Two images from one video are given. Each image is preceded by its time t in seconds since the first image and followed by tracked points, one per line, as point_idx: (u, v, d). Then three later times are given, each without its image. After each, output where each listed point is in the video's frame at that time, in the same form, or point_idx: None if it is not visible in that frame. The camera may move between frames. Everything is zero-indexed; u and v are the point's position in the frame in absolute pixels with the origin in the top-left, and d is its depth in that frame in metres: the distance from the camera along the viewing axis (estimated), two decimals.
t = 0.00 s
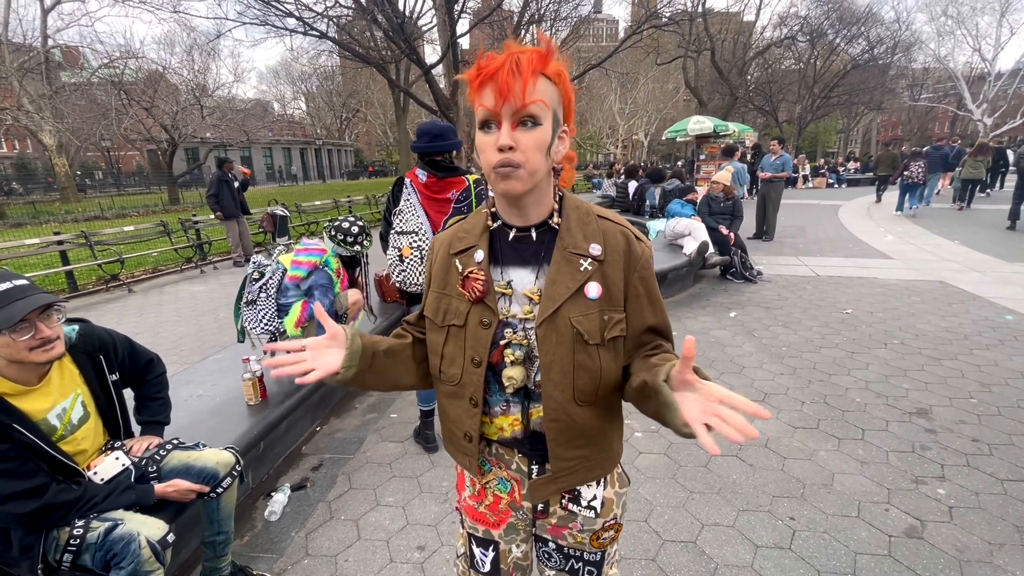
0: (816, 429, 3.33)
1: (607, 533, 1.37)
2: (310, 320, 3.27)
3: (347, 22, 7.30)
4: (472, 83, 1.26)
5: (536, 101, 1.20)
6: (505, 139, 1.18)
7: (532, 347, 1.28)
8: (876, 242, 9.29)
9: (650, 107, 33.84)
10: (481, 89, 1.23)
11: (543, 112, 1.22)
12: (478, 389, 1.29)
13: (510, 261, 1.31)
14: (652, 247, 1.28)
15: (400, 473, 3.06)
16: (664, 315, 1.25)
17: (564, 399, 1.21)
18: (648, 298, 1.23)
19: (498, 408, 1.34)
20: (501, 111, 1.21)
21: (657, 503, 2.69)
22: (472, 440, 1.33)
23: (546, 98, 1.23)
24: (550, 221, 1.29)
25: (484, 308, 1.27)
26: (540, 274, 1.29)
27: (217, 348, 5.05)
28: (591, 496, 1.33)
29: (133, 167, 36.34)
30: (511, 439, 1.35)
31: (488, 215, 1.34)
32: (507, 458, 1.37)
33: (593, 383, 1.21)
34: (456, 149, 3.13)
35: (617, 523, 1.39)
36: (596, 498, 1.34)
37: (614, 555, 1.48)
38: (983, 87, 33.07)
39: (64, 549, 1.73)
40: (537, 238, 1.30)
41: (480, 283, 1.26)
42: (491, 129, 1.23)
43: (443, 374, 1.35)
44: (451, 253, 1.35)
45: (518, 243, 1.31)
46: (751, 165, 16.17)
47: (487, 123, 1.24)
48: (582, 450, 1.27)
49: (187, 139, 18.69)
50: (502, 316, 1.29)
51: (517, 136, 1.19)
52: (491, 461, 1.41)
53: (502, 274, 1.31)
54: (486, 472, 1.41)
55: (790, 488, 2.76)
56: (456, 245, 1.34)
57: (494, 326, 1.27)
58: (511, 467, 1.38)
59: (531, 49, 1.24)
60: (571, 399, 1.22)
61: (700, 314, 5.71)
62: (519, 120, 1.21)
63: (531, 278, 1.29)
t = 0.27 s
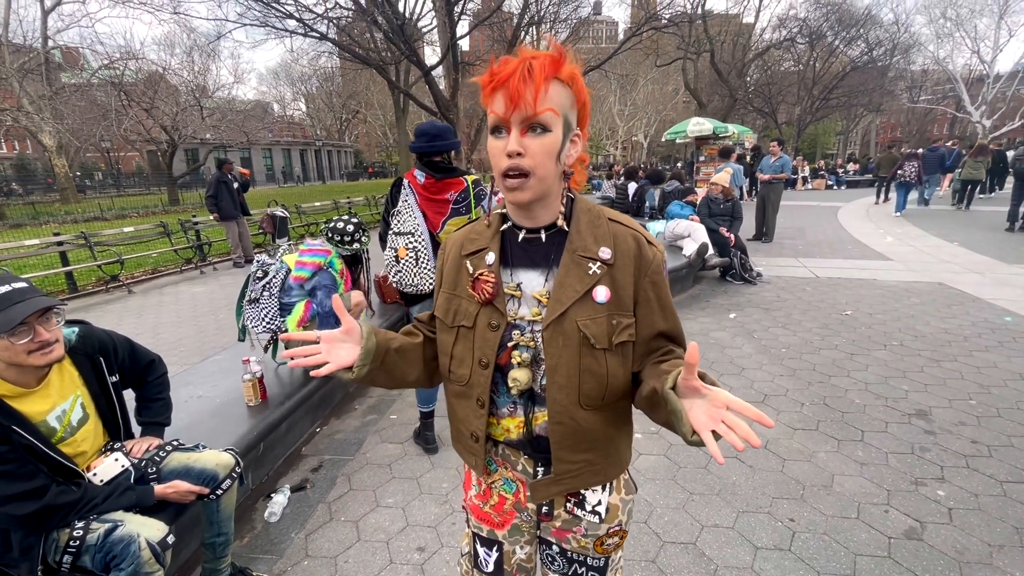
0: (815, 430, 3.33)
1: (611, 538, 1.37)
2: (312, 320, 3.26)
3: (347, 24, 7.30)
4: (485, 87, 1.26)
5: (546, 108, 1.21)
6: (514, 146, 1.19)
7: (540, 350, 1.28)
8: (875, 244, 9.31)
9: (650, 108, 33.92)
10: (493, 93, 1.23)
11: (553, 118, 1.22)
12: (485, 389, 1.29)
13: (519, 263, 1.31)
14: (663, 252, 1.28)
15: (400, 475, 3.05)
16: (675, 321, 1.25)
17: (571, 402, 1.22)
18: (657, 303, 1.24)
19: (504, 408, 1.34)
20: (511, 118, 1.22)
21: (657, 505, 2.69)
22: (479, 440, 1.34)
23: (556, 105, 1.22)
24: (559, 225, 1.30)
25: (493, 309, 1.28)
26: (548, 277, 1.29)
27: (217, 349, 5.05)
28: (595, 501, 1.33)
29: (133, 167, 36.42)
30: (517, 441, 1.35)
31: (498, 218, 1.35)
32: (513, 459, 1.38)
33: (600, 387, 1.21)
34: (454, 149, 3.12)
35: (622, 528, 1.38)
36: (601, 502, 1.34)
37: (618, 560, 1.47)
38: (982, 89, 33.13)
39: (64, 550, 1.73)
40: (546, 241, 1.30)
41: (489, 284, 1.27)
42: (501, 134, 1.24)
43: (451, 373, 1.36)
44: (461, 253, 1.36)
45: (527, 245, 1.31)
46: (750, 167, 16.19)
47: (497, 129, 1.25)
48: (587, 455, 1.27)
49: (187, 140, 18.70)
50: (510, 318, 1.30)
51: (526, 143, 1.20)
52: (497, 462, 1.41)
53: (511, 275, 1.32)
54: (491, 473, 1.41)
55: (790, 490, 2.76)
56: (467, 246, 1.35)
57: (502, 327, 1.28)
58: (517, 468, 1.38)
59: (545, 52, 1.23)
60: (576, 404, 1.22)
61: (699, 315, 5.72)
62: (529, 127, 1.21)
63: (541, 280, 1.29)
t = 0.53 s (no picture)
0: (814, 430, 3.34)
1: (614, 539, 1.37)
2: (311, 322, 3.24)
3: (346, 25, 7.31)
4: (496, 89, 1.27)
5: (556, 110, 1.21)
6: (525, 148, 1.20)
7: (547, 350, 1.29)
8: (873, 245, 9.34)
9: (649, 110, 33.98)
10: (504, 95, 1.24)
11: (564, 120, 1.23)
12: (492, 388, 1.30)
13: (528, 263, 1.32)
14: (673, 255, 1.27)
15: (399, 476, 3.06)
16: (683, 324, 1.24)
17: (577, 403, 1.22)
18: (665, 306, 1.23)
19: (510, 407, 1.35)
20: (522, 119, 1.22)
21: (655, 505, 2.69)
22: (485, 437, 1.35)
23: (567, 107, 1.23)
24: (569, 226, 1.31)
25: (502, 308, 1.29)
26: (557, 277, 1.29)
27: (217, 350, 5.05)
28: (599, 502, 1.34)
29: (132, 167, 36.41)
30: (523, 441, 1.36)
31: (509, 218, 1.36)
32: (518, 458, 1.38)
33: (607, 389, 1.22)
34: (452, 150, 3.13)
35: (625, 530, 1.39)
36: (605, 503, 1.34)
37: (620, 562, 1.47)
38: (980, 91, 33.22)
39: (64, 551, 1.73)
40: (555, 242, 1.31)
41: (498, 284, 1.27)
42: (512, 136, 1.25)
43: (458, 372, 1.37)
44: (472, 252, 1.37)
45: (537, 246, 1.32)
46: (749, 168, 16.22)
47: (508, 130, 1.26)
48: (592, 456, 1.28)
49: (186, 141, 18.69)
50: (518, 318, 1.31)
51: (536, 145, 1.21)
52: (502, 461, 1.42)
53: (520, 275, 1.33)
54: (496, 472, 1.41)
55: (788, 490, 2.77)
56: (477, 245, 1.36)
57: (510, 327, 1.28)
58: (521, 467, 1.38)
59: (555, 55, 1.24)
60: (582, 404, 1.23)
61: (698, 316, 5.73)
62: (540, 128, 1.22)
63: (549, 281, 1.30)
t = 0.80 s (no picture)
0: (812, 431, 3.35)
1: (614, 537, 1.38)
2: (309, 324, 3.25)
3: (345, 25, 7.30)
4: (500, 90, 1.27)
5: (560, 113, 1.22)
6: (529, 150, 1.20)
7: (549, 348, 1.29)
8: (871, 245, 9.37)
9: (647, 111, 34.02)
10: (508, 97, 1.24)
11: (568, 122, 1.23)
12: (494, 386, 1.31)
13: (531, 263, 1.33)
14: (675, 256, 1.28)
15: (398, 476, 3.06)
16: (685, 325, 1.25)
17: (578, 402, 1.23)
18: (667, 307, 1.23)
19: (511, 406, 1.35)
20: (526, 121, 1.23)
21: (654, 506, 2.70)
22: (487, 435, 1.35)
23: (571, 108, 1.24)
24: (572, 226, 1.31)
25: (504, 307, 1.29)
26: (559, 276, 1.30)
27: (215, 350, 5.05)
28: (599, 500, 1.34)
29: (130, 168, 36.38)
30: (524, 438, 1.36)
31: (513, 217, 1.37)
32: (519, 456, 1.39)
33: (608, 388, 1.22)
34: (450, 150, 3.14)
35: (625, 528, 1.39)
36: (605, 501, 1.35)
37: (620, 559, 1.48)
38: (978, 92, 33.32)
39: (61, 551, 1.73)
40: (558, 242, 1.32)
41: (500, 283, 1.28)
42: (516, 138, 1.25)
43: (461, 369, 1.37)
44: (475, 251, 1.38)
45: (540, 246, 1.33)
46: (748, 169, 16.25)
47: (512, 131, 1.26)
48: (593, 454, 1.28)
49: (185, 141, 18.67)
50: (521, 316, 1.31)
51: (540, 147, 1.21)
52: (503, 458, 1.42)
53: (523, 275, 1.33)
54: (497, 469, 1.42)
55: (786, 490, 2.77)
56: (480, 245, 1.37)
57: (512, 325, 1.29)
58: (522, 465, 1.39)
59: (558, 56, 1.24)
60: (583, 404, 1.23)
61: (697, 317, 5.74)
62: (544, 130, 1.22)
63: (551, 280, 1.31)
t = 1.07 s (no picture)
0: (810, 431, 3.35)
1: (610, 534, 1.38)
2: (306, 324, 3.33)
3: (344, 25, 7.30)
4: (500, 88, 1.27)
5: (560, 111, 1.22)
6: (530, 148, 1.20)
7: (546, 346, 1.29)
8: (868, 245, 9.40)
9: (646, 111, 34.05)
10: (508, 95, 1.24)
11: (567, 121, 1.23)
12: (492, 382, 1.31)
13: (529, 261, 1.33)
14: (672, 256, 1.28)
15: (397, 475, 3.06)
16: (681, 325, 1.24)
17: (574, 398, 1.23)
18: (662, 305, 1.23)
19: (508, 402, 1.36)
20: (527, 120, 1.23)
21: (652, 505, 2.70)
22: (485, 431, 1.35)
23: (570, 107, 1.24)
24: (570, 224, 1.32)
25: (502, 304, 1.29)
26: (557, 275, 1.30)
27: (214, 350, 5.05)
28: (596, 496, 1.34)
29: (129, 167, 36.34)
30: (521, 435, 1.36)
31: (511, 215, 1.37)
32: (516, 453, 1.39)
33: (603, 386, 1.22)
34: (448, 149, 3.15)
35: (621, 525, 1.39)
36: (601, 498, 1.35)
37: (616, 557, 1.48)
38: (976, 93, 33.41)
39: (60, 549, 1.73)
40: (556, 241, 1.32)
41: (500, 280, 1.28)
42: (516, 136, 1.25)
43: (459, 366, 1.37)
44: (473, 248, 1.38)
45: (538, 244, 1.33)
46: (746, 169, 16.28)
47: (512, 130, 1.26)
48: (589, 450, 1.29)
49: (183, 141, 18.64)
50: (520, 314, 1.31)
51: (541, 144, 1.21)
52: (500, 455, 1.42)
53: (521, 273, 1.33)
54: (494, 466, 1.42)
55: (783, 490, 2.78)
56: (479, 242, 1.37)
57: (511, 323, 1.29)
58: (519, 462, 1.39)
59: (558, 54, 1.25)
60: (579, 400, 1.24)
61: (695, 317, 5.75)
62: (544, 128, 1.23)
63: (550, 278, 1.31)
